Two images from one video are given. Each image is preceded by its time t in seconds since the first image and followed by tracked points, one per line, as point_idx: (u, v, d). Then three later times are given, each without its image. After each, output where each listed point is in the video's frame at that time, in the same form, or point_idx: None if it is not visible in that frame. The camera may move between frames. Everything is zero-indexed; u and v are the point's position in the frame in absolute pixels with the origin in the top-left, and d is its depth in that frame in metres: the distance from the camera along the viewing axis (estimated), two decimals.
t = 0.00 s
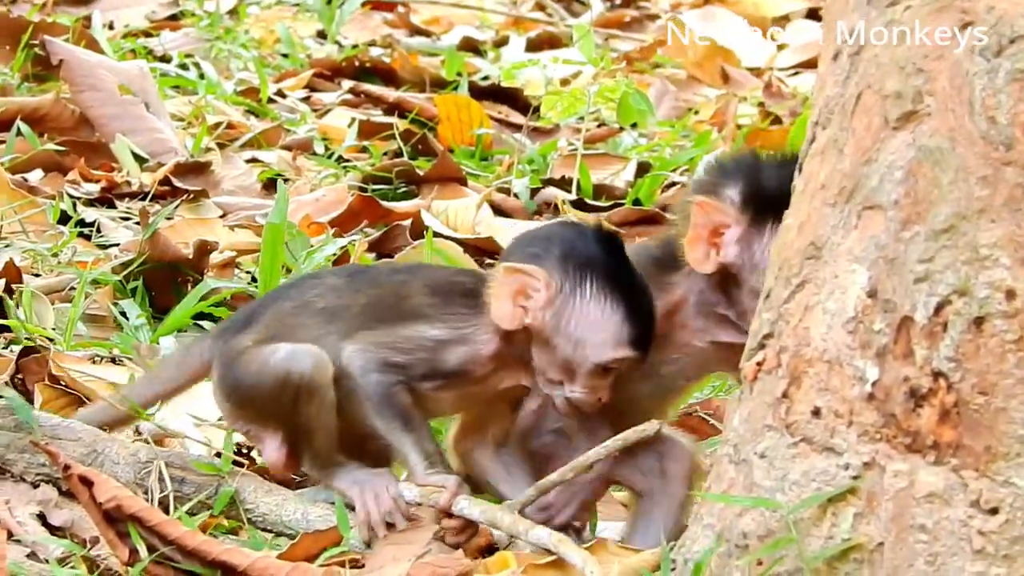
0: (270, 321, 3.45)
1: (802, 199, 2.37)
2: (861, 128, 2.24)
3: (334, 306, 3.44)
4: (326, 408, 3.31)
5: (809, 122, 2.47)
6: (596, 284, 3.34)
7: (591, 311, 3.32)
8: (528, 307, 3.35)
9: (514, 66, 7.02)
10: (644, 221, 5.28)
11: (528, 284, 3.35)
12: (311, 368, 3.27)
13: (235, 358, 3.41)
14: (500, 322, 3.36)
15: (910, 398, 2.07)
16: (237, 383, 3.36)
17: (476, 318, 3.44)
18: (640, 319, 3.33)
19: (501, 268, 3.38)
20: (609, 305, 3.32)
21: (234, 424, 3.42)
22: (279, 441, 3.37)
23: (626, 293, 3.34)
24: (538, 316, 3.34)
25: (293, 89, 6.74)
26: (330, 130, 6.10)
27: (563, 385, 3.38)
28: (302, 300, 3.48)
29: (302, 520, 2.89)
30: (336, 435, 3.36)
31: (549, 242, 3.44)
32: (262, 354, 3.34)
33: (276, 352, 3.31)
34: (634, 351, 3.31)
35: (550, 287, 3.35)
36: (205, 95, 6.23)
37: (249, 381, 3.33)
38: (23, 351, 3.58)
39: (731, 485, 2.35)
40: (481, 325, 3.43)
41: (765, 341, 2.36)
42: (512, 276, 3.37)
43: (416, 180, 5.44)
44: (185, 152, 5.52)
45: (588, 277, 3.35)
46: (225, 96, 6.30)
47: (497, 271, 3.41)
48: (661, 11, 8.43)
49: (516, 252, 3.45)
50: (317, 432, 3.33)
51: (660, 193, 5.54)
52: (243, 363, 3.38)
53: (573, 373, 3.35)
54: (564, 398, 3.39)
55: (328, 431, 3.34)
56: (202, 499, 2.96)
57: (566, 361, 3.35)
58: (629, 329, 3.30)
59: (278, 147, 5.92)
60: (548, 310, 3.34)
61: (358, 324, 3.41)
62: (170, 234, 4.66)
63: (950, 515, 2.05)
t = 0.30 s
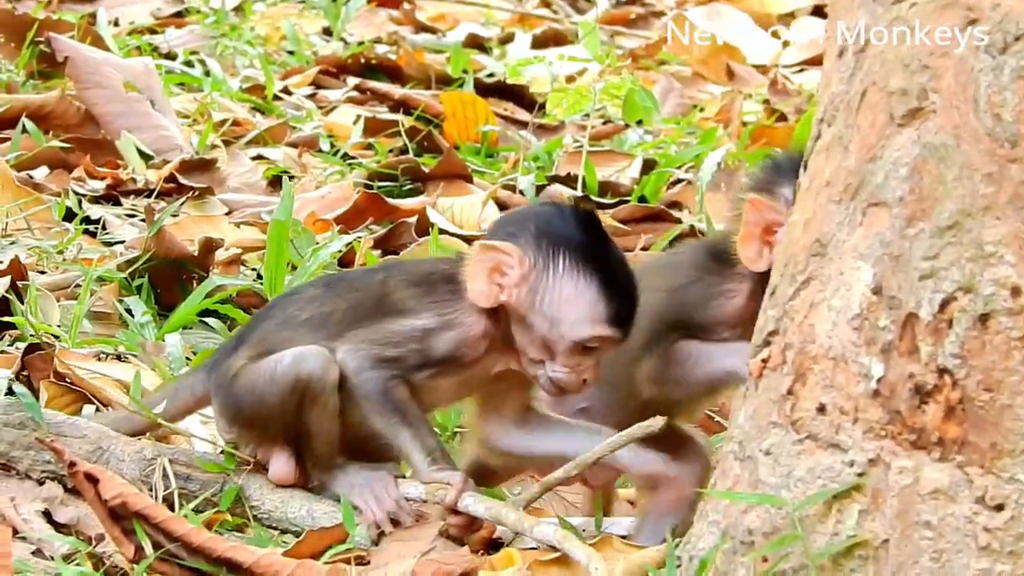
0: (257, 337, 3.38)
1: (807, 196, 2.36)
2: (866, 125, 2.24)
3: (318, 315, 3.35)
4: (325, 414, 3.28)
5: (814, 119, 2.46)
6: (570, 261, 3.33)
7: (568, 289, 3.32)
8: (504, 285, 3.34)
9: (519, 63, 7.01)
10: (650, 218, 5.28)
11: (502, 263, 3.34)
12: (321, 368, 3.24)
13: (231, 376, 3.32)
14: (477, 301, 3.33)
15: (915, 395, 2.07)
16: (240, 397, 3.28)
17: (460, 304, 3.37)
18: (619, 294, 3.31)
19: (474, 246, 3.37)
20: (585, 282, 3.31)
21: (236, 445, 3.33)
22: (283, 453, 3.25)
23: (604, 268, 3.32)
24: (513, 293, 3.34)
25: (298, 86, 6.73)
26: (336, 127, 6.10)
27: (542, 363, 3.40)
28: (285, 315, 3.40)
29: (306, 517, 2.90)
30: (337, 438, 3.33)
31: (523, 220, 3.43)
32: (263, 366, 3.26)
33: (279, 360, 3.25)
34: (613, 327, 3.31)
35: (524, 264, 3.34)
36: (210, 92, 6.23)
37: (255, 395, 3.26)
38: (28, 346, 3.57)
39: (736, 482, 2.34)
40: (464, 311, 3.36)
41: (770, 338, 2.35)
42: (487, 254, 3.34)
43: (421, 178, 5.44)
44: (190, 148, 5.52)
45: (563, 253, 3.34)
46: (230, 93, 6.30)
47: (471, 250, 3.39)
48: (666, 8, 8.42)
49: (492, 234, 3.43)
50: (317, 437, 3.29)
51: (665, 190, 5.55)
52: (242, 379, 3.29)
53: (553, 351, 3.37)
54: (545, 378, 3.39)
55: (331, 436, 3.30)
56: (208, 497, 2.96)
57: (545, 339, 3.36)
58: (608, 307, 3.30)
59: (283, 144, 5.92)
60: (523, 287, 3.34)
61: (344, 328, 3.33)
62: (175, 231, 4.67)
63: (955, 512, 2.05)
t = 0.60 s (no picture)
0: (327, 298, 3.50)
1: (811, 192, 2.36)
2: (869, 121, 2.24)
3: (383, 296, 3.46)
4: (364, 398, 3.41)
5: (817, 115, 2.46)
6: (630, 317, 3.25)
7: (625, 344, 3.25)
8: (562, 331, 3.29)
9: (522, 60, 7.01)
10: (654, 214, 5.26)
11: (560, 313, 3.29)
12: (375, 356, 3.39)
13: (289, 333, 3.44)
14: (533, 343, 3.34)
15: (919, 391, 2.06)
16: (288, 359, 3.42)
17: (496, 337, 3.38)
18: (680, 353, 3.22)
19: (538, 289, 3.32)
20: (645, 340, 3.23)
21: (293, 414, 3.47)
22: (315, 415, 3.42)
23: (664, 327, 3.23)
24: (571, 342, 3.29)
25: (302, 83, 6.73)
26: (339, 124, 6.10)
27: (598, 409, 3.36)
28: (356, 284, 3.51)
29: (311, 514, 2.90)
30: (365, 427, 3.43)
31: (589, 264, 3.36)
32: (326, 334, 3.41)
33: (344, 334, 3.40)
34: (669, 384, 3.23)
35: (583, 315, 3.27)
36: (213, 90, 6.23)
37: (307, 359, 3.39)
38: (33, 345, 3.62)
39: (741, 478, 2.33)
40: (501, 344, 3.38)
41: (774, 334, 2.35)
42: (549, 300, 3.30)
43: (424, 174, 5.44)
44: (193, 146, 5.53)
45: (623, 309, 3.25)
46: (233, 90, 6.30)
47: (534, 292, 3.35)
48: (669, 4, 8.41)
49: (561, 276, 3.39)
50: (348, 421, 3.41)
51: (669, 186, 5.55)
52: (299, 342, 3.41)
53: (609, 400, 3.31)
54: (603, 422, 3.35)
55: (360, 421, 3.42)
56: (213, 495, 2.96)
57: (602, 388, 3.31)
58: (666, 365, 3.22)
59: (287, 141, 5.91)
60: (582, 338, 3.28)
61: (401, 319, 3.43)
62: (179, 228, 4.67)
63: (960, 508, 2.05)
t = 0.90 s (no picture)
0: (365, 297, 3.47)
1: (827, 185, 2.35)
2: (885, 113, 2.23)
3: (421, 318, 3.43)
4: (391, 394, 3.40)
5: (832, 108, 2.45)
6: (658, 327, 3.24)
7: (657, 353, 3.25)
8: (589, 349, 3.25)
9: (537, 54, 7.00)
10: (669, 208, 5.26)
11: (591, 333, 3.24)
12: (405, 353, 3.39)
13: (328, 329, 3.43)
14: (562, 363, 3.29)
15: (935, 384, 2.06)
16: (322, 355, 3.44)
17: (533, 395, 3.37)
18: (708, 357, 3.26)
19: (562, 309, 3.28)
20: (675, 349, 3.25)
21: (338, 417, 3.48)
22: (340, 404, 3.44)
23: (691, 333, 3.25)
24: (600, 358, 3.25)
25: (316, 78, 6.74)
26: (354, 120, 6.11)
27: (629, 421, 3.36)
28: (393, 292, 3.48)
29: (327, 509, 2.92)
30: (386, 427, 3.41)
31: (608, 277, 3.32)
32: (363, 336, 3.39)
33: (385, 328, 3.42)
34: (699, 390, 3.27)
35: (613, 335, 3.24)
36: (228, 85, 6.24)
37: (348, 355, 3.39)
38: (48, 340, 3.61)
39: (756, 472, 2.33)
40: (543, 401, 3.37)
41: (790, 327, 2.34)
42: (575, 319, 3.25)
43: (439, 169, 5.43)
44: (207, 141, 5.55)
45: (651, 319, 3.25)
46: (248, 86, 6.31)
47: (561, 311, 3.29)
48: None
49: (583, 285, 3.35)
50: (374, 412, 3.39)
51: (684, 180, 5.54)
52: (341, 339, 3.41)
53: (640, 410, 3.33)
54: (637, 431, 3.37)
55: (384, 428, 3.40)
56: (228, 489, 2.95)
57: (634, 400, 3.32)
58: (698, 370, 3.25)
59: (301, 137, 5.92)
60: (610, 354, 3.25)
61: (436, 347, 3.42)
62: (194, 224, 4.67)
63: (975, 500, 2.05)
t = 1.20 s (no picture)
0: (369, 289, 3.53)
1: (833, 179, 2.34)
2: (890, 108, 2.22)
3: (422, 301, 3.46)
4: (394, 373, 3.40)
5: (838, 102, 2.44)
6: (642, 304, 3.26)
7: (638, 330, 3.27)
8: (574, 322, 3.31)
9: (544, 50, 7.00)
10: (677, 203, 5.24)
11: (575, 305, 3.30)
12: (406, 328, 3.39)
13: (328, 334, 3.48)
14: (545, 335, 3.34)
15: (941, 377, 2.06)
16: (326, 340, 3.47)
17: (515, 373, 3.38)
18: (690, 340, 3.26)
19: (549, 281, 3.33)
20: (657, 328, 3.26)
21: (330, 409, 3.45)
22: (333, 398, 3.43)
23: (675, 314, 3.25)
24: (583, 331, 3.31)
25: (324, 73, 6.74)
26: (361, 115, 6.11)
27: (609, 401, 3.39)
28: (395, 283, 3.53)
29: (334, 504, 2.92)
30: (387, 417, 3.42)
31: (599, 254, 3.35)
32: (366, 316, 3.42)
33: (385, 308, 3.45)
34: (680, 371, 3.27)
35: (596, 306, 3.29)
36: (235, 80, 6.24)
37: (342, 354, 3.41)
38: (55, 337, 3.60)
39: (763, 466, 2.32)
40: (523, 381, 3.37)
41: (796, 321, 2.33)
42: (559, 291, 3.31)
43: (446, 164, 5.44)
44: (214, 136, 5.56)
45: (634, 296, 3.26)
46: (255, 81, 6.31)
47: (546, 284, 3.35)
48: None
49: (573, 263, 3.39)
50: (377, 393, 3.40)
51: (692, 175, 5.53)
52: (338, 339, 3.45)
53: (620, 391, 3.35)
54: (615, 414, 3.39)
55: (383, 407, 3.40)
56: (235, 485, 2.96)
57: (615, 380, 3.35)
58: (678, 351, 3.25)
59: (309, 132, 5.92)
60: (594, 327, 3.30)
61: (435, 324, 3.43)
62: (201, 220, 4.67)
63: (981, 494, 2.06)
